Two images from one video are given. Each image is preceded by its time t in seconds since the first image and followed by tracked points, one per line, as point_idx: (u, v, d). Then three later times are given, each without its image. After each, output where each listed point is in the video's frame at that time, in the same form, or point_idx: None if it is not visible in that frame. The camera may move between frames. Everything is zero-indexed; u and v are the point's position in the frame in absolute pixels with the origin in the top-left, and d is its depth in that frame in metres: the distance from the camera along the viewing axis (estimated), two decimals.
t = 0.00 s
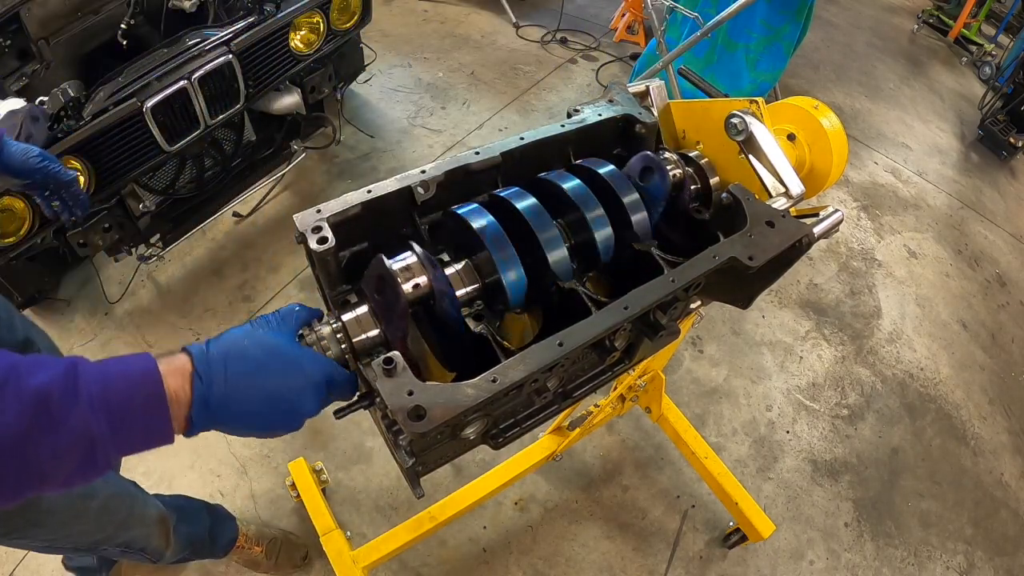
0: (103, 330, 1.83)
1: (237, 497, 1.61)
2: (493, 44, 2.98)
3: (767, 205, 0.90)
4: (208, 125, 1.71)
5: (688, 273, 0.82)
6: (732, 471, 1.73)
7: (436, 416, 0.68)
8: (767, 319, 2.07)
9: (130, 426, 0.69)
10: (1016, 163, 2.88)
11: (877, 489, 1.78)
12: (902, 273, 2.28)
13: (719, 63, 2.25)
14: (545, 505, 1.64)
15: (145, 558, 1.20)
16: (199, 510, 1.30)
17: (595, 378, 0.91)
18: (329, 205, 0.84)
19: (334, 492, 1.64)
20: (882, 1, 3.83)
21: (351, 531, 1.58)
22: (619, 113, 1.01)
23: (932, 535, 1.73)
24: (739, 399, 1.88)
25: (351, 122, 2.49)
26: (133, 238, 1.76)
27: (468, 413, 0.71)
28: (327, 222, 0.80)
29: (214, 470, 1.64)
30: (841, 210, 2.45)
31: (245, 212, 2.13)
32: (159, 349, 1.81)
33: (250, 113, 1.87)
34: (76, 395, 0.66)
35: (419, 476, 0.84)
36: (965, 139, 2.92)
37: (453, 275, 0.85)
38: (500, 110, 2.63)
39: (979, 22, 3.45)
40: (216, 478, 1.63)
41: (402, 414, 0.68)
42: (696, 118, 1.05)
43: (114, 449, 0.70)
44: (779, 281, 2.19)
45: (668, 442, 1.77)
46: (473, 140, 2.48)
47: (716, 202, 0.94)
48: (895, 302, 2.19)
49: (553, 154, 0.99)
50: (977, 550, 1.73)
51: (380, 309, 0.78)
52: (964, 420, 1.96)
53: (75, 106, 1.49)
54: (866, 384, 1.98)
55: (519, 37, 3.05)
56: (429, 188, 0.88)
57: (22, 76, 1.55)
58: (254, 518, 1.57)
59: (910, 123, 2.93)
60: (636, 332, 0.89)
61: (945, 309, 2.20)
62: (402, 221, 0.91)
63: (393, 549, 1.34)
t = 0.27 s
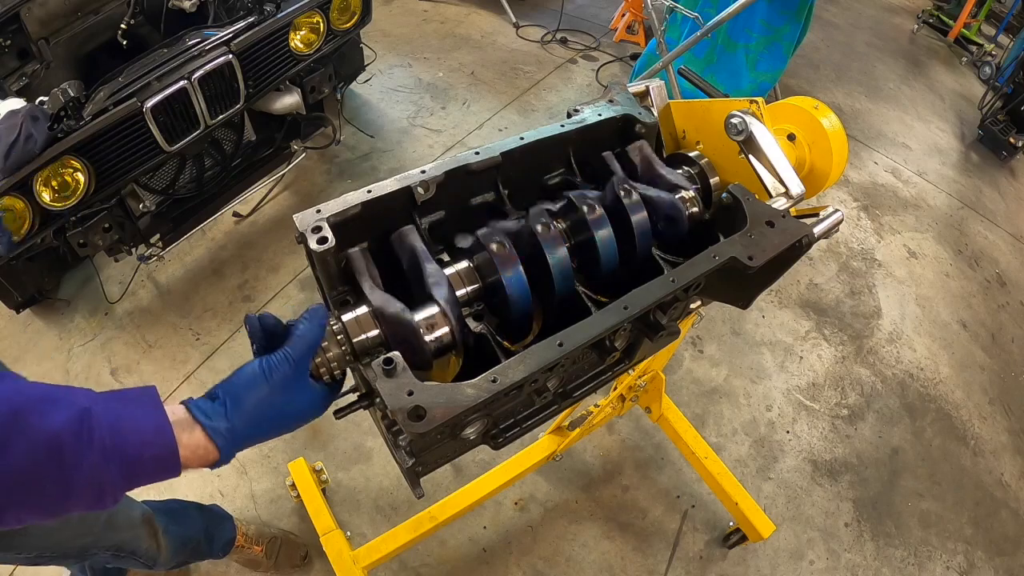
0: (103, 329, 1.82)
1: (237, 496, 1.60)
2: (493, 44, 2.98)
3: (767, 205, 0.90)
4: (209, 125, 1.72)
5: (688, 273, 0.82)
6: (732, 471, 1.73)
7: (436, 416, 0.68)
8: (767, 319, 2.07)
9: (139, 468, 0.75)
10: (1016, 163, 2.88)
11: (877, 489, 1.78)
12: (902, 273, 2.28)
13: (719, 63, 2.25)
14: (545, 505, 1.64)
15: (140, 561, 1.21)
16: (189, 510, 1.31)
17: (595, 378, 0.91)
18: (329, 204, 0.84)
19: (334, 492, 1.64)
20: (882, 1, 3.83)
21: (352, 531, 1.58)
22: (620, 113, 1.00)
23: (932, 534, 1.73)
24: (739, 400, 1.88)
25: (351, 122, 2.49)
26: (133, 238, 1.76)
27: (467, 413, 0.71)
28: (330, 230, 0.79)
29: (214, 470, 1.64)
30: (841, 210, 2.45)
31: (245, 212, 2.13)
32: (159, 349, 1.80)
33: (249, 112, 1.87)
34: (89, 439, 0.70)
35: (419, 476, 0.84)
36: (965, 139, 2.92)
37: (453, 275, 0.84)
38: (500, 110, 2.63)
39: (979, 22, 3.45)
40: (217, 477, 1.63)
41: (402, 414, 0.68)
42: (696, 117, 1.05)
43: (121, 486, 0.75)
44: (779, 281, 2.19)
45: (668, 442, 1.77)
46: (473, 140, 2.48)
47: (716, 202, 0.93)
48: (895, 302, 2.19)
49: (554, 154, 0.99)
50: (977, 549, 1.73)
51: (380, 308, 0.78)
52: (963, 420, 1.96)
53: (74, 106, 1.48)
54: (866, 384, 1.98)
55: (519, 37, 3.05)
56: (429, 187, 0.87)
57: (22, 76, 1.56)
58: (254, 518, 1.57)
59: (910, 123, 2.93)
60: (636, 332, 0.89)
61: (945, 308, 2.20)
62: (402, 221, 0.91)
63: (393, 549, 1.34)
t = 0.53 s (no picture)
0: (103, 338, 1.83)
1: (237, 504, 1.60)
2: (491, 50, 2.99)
3: (763, 208, 0.90)
4: (206, 132, 1.81)
5: (684, 276, 0.81)
6: (733, 475, 1.73)
7: (433, 421, 0.68)
8: (767, 322, 2.07)
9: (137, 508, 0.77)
10: (1014, 164, 2.88)
11: (878, 492, 1.77)
12: (901, 275, 2.28)
13: (716, 66, 2.25)
14: (546, 511, 1.64)
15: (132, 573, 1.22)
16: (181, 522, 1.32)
17: (593, 383, 0.91)
18: (325, 212, 0.84)
19: (334, 499, 1.63)
20: (879, 3, 3.83)
21: (351, 538, 1.58)
22: (615, 117, 1.01)
23: (934, 537, 1.72)
24: (739, 403, 1.88)
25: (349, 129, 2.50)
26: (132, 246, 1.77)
27: (464, 419, 0.71)
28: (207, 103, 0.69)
29: (214, 478, 1.64)
30: (840, 212, 2.45)
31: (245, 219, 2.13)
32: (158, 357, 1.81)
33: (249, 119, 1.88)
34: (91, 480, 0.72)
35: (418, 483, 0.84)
36: (963, 140, 2.92)
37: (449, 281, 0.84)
38: (498, 116, 2.64)
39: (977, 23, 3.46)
40: (216, 485, 1.63)
41: (399, 419, 0.68)
42: (692, 121, 1.05)
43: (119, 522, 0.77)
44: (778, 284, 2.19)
45: (669, 447, 1.76)
46: (471, 146, 2.48)
47: (712, 205, 0.93)
48: (895, 304, 2.19)
49: (550, 159, 0.99)
50: (980, 552, 1.72)
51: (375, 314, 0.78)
52: (964, 422, 1.95)
53: (74, 113, 1.55)
54: (866, 386, 1.97)
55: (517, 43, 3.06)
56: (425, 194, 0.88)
57: (22, 83, 1.59)
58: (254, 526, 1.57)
59: (908, 125, 2.93)
60: (634, 337, 0.89)
61: (945, 310, 2.20)
62: (399, 227, 0.91)
63: (392, 556, 1.34)
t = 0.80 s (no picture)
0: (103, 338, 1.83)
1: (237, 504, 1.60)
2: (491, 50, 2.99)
3: (763, 208, 0.90)
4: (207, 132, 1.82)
5: (684, 276, 0.81)
6: (733, 475, 1.73)
7: (433, 421, 0.68)
8: (767, 323, 2.07)
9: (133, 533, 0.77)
10: (1014, 164, 2.88)
11: (878, 492, 1.77)
12: (901, 275, 2.28)
13: (716, 66, 2.25)
14: (546, 511, 1.64)
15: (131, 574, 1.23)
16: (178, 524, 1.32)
17: (593, 383, 0.91)
18: (325, 212, 0.84)
19: (334, 499, 1.63)
20: (879, 3, 3.83)
21: (351, 538, 1.58)
22: (615, 117, 1.01)
23: (934, 537, 1.72)
24: (739, 403, 1.88)
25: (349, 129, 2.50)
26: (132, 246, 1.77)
27: (464, 419, 0.71)
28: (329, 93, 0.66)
29: (214, 478, 1.64)
30: (840, 212, 2.44)
31: (245, 219, 2.13)
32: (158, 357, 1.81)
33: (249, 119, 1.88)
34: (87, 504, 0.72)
35: (418, 483, 0.83)
36: (963, 140, 2.92)
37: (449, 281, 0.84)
38: (498, 116, 2.64)
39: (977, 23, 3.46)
40: (216, 485, 1.63)
41: (399, 419, 0.68)
42: (692, 121, 1.05)
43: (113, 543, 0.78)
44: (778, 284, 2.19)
45: (669, 447, 1.76)
46: (471, 146, 2.48)
47: (712, 206, 0.93)
48: (895, 304, 2.19)
49: (550, 159, 0.99)
50: (980, 552, 1.72)
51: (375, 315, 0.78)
52: (964, 422, 1.95)
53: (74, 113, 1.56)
54: (866, 386, 1.97)
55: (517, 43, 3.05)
56: (425, 193, 0.88)
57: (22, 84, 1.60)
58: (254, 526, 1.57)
59: (908, 125, 2.93)
60: (634, 337, 0.89)
61: (945, 310, 2.20)
62: (399, 227, 0.91)
63: (393, 556, 1.34)
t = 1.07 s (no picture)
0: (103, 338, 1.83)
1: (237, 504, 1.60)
2: (491, 50, 2.99)
3: (763, 208, 0.90)
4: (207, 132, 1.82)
5: (684, 276, 0.81)
6: (733, 475, 1.73)
7: (433, 421, 0.68)
8: (767, 323, 2.07)
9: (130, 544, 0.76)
10: (1015, 164, 2.88)
11: (878, 492, 1.77)
12: (902, 275, 2.28)
13: (716, 66, 2.25)
14: (546, 511, 1.64)
15: None
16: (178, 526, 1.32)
17: (593, 383, 0.91)
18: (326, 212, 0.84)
19: (334, 499, 1.63)
20: (879, 3, 3.83)
21: (351, 538, 1.58)
22: (615, 117, 1.01)
23: (934, 537, 1.72)
24: (739, 403, 1.88)
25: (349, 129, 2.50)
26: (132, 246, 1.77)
27: (465, 419, 0.71)
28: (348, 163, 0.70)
29: (214, 478, 1.64)
30: (840, 212, 2.44)
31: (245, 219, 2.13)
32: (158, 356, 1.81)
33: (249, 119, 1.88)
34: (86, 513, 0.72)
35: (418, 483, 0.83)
36: (963, 140, 2.92)
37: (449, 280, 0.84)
38: (498, 116, 2.64)
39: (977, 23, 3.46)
40: (217, 485, 1.63)
41: (399, 419, 0.68)
42: (692, 121, 1.05)
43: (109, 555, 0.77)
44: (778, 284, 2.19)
45: (669, 447, 1.76)
46: (471, 146, 2.48)
47: (712, 206, 0.93)
48: (895, 304, 2.19)
49: (550, 159, 0.99)
50: (980, 551, 1.72)
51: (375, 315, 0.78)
52: (964, 422, 1.95)
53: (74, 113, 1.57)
54: (866, 386, 1.97)
55: (517, 43, 3.05)
56: (425, 193, 0.88)
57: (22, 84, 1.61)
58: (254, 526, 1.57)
59: (908, 125, 2.93)
60: (634, 336, 0.89)
61: (945, 310, 2.20)
62: (399, 227, 0.91)
63: (392, 556, 1.34)
